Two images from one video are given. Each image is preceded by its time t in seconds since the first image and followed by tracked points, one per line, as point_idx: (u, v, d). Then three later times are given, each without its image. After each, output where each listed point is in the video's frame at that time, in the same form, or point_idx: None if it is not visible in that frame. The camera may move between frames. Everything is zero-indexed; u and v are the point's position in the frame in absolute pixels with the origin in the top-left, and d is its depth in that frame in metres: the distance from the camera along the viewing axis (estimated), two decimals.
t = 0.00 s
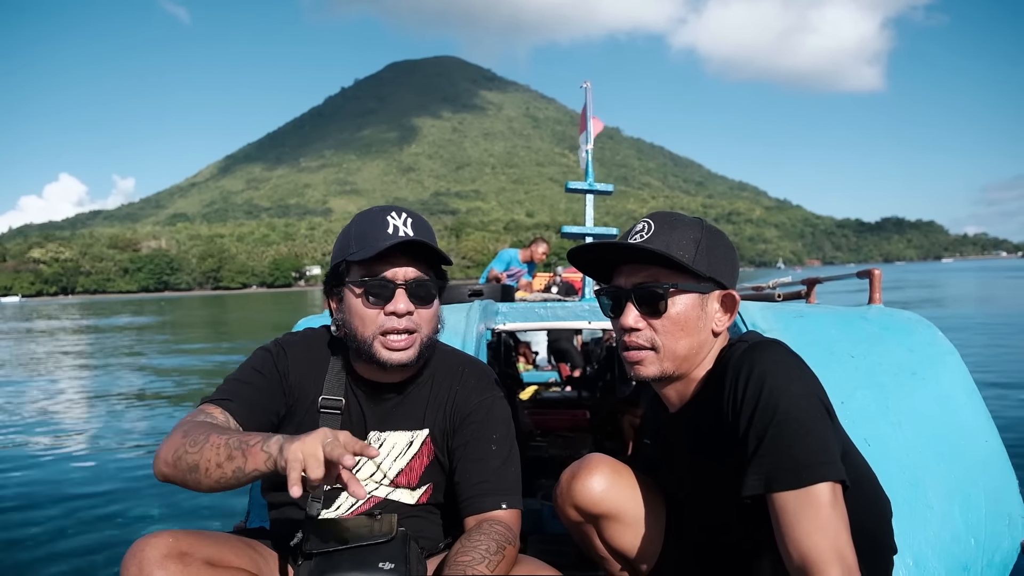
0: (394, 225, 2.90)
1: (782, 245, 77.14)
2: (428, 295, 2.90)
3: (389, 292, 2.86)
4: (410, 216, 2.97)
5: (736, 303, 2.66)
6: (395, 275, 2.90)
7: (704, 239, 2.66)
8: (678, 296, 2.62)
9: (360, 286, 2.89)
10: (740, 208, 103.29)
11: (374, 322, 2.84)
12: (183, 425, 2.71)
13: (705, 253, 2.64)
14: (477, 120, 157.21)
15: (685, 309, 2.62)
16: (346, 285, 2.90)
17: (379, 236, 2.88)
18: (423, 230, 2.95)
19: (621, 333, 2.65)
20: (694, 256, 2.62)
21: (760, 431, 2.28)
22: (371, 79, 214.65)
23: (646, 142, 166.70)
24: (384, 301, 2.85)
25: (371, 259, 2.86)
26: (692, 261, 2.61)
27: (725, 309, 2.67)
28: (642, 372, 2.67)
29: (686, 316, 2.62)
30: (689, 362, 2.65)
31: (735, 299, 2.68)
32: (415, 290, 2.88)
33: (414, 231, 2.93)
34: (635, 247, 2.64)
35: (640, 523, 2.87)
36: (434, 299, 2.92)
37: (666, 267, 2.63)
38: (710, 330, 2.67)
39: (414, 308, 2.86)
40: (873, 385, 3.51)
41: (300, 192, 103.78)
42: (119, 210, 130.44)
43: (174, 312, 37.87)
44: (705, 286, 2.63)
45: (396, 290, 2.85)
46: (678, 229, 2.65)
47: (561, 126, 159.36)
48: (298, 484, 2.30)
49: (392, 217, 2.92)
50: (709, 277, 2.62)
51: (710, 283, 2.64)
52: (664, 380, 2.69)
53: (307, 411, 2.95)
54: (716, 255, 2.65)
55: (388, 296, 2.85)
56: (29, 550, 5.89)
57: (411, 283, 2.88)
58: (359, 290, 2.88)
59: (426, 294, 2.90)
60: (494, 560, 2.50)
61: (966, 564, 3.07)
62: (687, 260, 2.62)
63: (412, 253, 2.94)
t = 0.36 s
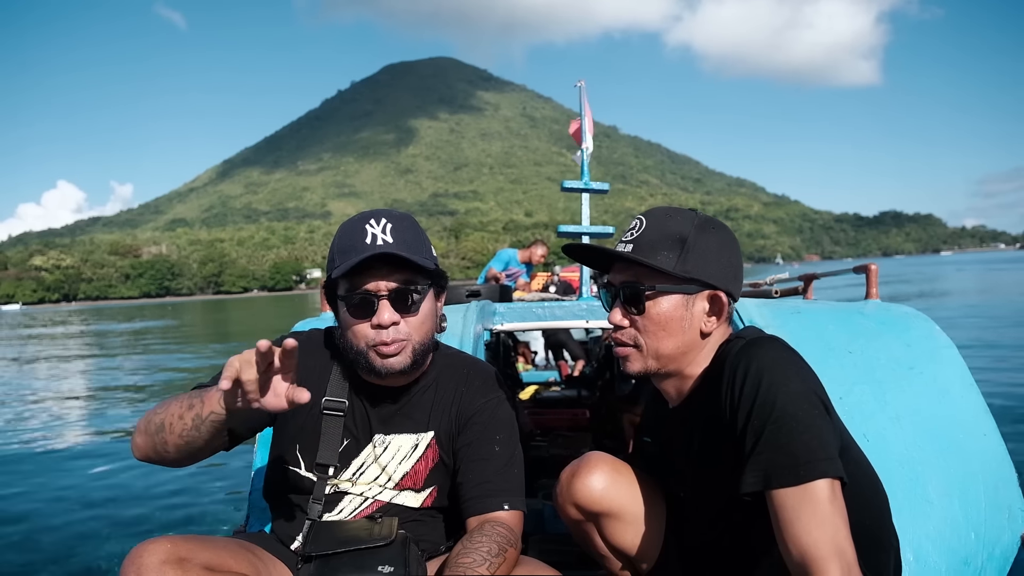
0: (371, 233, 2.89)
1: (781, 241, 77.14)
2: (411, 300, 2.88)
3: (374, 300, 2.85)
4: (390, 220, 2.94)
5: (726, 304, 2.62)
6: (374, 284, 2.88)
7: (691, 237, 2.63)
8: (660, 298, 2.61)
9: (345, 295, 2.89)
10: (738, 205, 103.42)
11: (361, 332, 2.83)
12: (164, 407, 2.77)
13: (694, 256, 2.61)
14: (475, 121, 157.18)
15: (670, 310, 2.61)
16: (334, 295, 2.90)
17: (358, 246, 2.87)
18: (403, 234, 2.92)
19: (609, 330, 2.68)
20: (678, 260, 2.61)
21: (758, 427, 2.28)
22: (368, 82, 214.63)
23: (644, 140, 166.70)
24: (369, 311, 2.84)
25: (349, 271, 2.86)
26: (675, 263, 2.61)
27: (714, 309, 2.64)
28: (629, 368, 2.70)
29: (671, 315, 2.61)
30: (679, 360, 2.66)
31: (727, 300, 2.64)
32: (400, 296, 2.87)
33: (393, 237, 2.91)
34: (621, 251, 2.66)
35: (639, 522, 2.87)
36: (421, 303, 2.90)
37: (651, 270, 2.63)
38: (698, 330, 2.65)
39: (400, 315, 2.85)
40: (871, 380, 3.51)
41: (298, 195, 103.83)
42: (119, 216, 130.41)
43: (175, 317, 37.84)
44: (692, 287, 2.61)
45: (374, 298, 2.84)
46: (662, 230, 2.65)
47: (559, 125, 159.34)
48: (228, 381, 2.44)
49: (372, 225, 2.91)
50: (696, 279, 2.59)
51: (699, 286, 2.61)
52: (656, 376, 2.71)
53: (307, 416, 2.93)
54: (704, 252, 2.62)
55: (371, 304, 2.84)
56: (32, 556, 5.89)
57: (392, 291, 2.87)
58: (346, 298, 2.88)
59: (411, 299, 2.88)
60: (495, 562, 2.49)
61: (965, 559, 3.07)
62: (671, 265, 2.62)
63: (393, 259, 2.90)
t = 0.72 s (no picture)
0: (374, 236, 2.88)
1: (785, 243, 77.14)
2: (415, 301, 2.87)
3: (377, 303, 2.84)
4: (394, 222, 2.92)
5: (713, 305, 2.59)
6: (378, 286, 2.87)
7: (684, 236, 2.59)
8: (650, 299, 2.62)
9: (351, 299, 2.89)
10: (742, 206, 103.32)
11: (369, 331, 2.83)
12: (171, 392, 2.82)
13: (687, 256, 2.57)
14: (479, 123, 157.49)
15: (661, 311, 2.62)
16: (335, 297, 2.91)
17: (362, 247, 2.87)
18: (409, 234, 2.90)
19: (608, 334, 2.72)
20: (668, 263, 2.59)
21: (763, 429, 2.27)
22: (372, 84, 215.11)
23: (648, 142, 166.85)
24: (371, 315, 2.84)
25: (356, 273, 2.86)
26: (665, 265, 2.59)
27: (705, 312, 2.61)
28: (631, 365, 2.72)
29: (660, 316, 2.62)
30: (676, 359, 2.66)
31: (719, 302, 2.60)
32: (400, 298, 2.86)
33: (396, 238, 2.89)
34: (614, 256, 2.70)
35: (643, 523, 2.86)
36: (423, 305, 2.88)
37: (640, 272, 2.64)
38: (690, 332, 2.64)
39: (407, 315, 2.85)
40: (875, 381, 3.51)
41: (303, 197, 103.97)
42: (125, 217, 130.89)
43: (181, 318, 37.93)
44: (683, 290, 2.59)
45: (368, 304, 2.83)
46: (659, 229, 2.64)
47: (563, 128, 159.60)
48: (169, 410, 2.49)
49: (376, 227, 2.89)
50: (687, 280, 2.57)
51: (691, 287, 2.59)
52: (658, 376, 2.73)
53: (315, 413, 2.93)
54: (696, 252, 2.57)
55: (374, 307, 2.84)
56: (33, 559, 5.87)
57: (399, 291, 2.86)
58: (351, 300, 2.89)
59: (411, 300, 2.87)
60: (499, 563, 2.49)
61: (970, 560, 3.05)
62: (661, 266, 2.61)
63: (398, 262, 2.89)
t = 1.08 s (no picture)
0: (374, 240, 2.90)
1: (785, 244, 77.10)
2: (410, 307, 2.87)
3: (376, 306, 2.85)
4: (393, 227, 2.95)
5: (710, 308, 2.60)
6: (377, 290, 2.88)
7: (674, 238, 2.59)
8: (646, 300, 2.62)
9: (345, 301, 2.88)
10: (743, 207, 103.57)
11: (365, 339, 2.82)
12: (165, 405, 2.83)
13: (677, 259, 2.57)
14: (480, 124, 157.64)
15: (652, 313, 2.62)
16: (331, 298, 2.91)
17: (363, 251, 2.87)
18: (406, 240, 2.93)
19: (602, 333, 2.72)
20: (658, 265, 2.59)
21: (760, 428, 2.27)
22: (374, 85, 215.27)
23: (649, 143, 166.79)
24: (370, 318, 2.84)
25: (353, 276, 2.85)
26: (655, 270, 2.59)
27: (697, 315, 2.61)
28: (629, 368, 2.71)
29: (652, 318, 2.62)
30: (669, 361, 2.67)
31: (708, 303, 2.60)
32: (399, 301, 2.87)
33: (396, 243, 2.91)
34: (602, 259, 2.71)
35: (642, 523, 2.86)
36: (421, 309, 2.90)
37: (636, 272, 2.64)
38: (681, 334, 2.64)
39: (403, 322, 2.85)
40: (873, 380, 3.51)
41: (304, 197, 104.05)
42: (127, 218, 131.10)
43: (184, 318, 38.01)
44: (673, 291, 2.59)
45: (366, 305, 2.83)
46: (651, 232, 2.65)
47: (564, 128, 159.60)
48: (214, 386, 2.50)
49: (374, 231, 2.92)
50: (678, 281, 2.56)
51: (683, 291, 2.59)
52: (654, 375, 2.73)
53: (312, 418, 2.93)
54: (687, 253, 2.56)
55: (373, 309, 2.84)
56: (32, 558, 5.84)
57: (397, 295, 2.87)
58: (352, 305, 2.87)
59: (413, 305, 2.88)
60: (499, 564, 2.50)
61: (968, 558, 3.05)
62: (651, 269, 2.61)
63: (398, 266, 2.92)
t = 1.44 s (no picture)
0: (395, 235, 2.92)
1: (781, 244, 77.14)
2: (421, 305, 2.90)
3: (389, 300, 2.86)
4: (411, 225, 2.97)
5: (711, 307, 2.62)
6: (398, 284, 2.90)
7: (670, 237, 2.60)
8: (645, 301, 2.61)
9: (358, 294, 2.88)
10: (738, 206, 103.67)
11: (376, 330, 2.84)
12: (158, 456, 2.73)
13: (672, 258, 2.58)
14: (477, 122, 157.49)
15: (653, 314, 2.61)
16: (341, 288, 2.91)
17: (381, 245, 2.89)
18: (424, 240, 2.97)
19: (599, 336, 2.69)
20: (657, 264, 2.60)
21: (752, 430, 2.28)
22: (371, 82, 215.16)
23: (645, 142, 166.75)
24: (382, 311, 2.86)
25: (371, 269, 2.85)
26: (653, 268, 2.60)
27: (696, 313, 2.62)
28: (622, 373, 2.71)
29: (653, 319, 2.61)
30: (668, 362, 2.66)
31: (709, 303, 2.62)
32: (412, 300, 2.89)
33: (415, 240, 2.95)
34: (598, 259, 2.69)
35: (631, 526, 2.87)
36: (428, 309, 2.92)
37: (636, 273, 2.63)
38: (682, 333, 2.64)
39: (415, 319, 2.88)
40: (863, 384, 3.52)
41: (300, 194, 103.89)
42: (123, 214, 130.81)
43: (180, 314, 37.95)
44: (673, 290, 2.59)
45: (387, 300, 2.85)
46: (650, 229, 2.65)
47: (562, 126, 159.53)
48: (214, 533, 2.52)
49: (395, 226, 2.93)
50: (677, 280, 2.57)
51: (684, 289, 2.60)
52: (646, 377, 2.72)
53: (297, 421, 2.93)
54: (686, 254, 2.58)
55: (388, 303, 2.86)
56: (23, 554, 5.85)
57: (410, 293, 2.89)
58: (359, 298, 2.88)
59: (422, 304, 2.91)
60: (488, 564, 2.50)
61: (954, 560, 3.07)
62: (651, 267, 2.61)
63: (418, 264, 2.94)
